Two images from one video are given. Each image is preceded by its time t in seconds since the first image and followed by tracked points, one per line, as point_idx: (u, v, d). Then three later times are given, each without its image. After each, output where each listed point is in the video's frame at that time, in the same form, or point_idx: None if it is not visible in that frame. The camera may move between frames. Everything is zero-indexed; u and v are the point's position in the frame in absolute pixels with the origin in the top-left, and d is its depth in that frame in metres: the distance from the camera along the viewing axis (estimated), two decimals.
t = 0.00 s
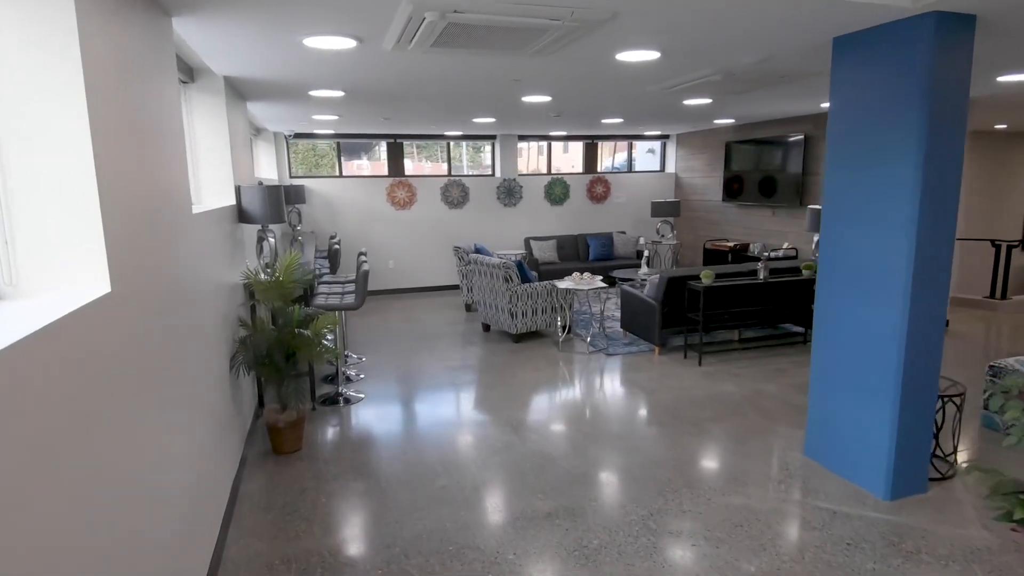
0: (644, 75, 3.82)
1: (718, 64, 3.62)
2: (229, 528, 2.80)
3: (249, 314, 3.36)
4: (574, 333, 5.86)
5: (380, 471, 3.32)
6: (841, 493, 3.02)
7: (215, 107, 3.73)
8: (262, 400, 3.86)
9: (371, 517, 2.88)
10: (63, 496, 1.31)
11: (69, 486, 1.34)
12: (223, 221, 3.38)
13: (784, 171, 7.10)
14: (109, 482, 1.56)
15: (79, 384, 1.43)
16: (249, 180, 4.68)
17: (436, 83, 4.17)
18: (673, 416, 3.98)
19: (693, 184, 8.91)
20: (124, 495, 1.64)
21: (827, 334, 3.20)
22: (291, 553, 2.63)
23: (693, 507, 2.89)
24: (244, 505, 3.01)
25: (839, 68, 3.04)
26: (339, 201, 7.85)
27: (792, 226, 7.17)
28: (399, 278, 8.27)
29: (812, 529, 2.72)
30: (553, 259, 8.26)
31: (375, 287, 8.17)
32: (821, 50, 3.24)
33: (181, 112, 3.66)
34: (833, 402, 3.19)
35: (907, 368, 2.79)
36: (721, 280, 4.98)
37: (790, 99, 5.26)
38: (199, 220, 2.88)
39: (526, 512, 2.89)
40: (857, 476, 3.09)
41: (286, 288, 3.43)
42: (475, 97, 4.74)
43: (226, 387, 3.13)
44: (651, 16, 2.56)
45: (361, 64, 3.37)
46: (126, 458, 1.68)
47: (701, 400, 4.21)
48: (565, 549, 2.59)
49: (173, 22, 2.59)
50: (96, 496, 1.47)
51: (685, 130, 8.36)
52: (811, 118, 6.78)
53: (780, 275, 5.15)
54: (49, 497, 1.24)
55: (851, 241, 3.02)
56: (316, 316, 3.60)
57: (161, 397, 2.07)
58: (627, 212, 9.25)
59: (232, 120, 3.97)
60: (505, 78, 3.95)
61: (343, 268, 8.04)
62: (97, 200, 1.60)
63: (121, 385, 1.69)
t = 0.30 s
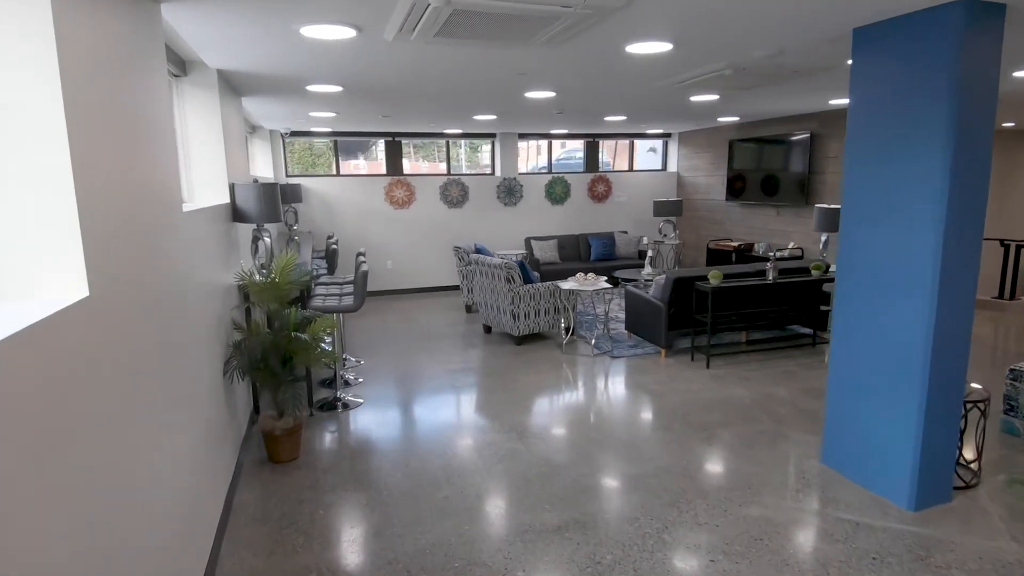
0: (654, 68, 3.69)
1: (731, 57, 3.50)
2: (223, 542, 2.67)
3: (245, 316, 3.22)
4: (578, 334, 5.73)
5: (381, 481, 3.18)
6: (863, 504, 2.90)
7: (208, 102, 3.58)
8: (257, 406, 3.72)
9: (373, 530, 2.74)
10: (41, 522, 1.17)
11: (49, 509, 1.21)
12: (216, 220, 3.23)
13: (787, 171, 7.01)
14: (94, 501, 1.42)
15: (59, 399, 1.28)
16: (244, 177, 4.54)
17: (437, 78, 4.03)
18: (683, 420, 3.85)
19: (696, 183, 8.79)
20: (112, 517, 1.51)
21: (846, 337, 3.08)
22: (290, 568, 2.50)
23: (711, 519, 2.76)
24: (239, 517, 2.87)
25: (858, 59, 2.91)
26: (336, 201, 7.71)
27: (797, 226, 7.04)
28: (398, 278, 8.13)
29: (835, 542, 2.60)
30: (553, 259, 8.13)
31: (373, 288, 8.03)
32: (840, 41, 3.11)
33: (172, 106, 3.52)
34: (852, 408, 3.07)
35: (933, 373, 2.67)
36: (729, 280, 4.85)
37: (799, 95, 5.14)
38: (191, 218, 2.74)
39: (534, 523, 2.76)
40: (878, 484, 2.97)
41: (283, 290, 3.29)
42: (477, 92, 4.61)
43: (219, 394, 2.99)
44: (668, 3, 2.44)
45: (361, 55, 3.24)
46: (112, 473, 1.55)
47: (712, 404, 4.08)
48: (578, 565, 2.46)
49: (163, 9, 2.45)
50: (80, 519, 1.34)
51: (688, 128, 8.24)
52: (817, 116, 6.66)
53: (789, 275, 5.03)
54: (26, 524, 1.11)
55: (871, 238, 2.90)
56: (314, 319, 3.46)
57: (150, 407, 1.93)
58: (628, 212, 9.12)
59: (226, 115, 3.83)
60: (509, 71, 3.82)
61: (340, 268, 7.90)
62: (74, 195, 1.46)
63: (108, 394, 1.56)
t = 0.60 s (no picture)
0: (662, 63, 3.55)
1: (742, 52, 3.36)
2: (210, 565, 2.51)
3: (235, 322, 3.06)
4: (579, 338, 5.58)
5: (376, 495, 3.02)
6: (886, 521, 2.76)
7: (196, 99, 3.43)
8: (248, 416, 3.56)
9: (369, 550, 2.59)
10: None
11: None
12: (203, 222, 3.08)
13: (790, 171, 6.89)
14: (51, 541, 1.27)
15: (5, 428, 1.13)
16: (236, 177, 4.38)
17: (435, 74, 3.88)
18: (692, 429, 3.70)
19: (697, 183, 8.66)
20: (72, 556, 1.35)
21: (867, 344, 2.94)
22: None
23: (726, 539, 2.61)
24: (228, 536, 2.71)
25: (881, 52, 2.77)
26: (332, 202, 7.55)
27: (802, 227, 6.90)
28: (395, 281, 7.97)
29: (858, 564, 2.46)
30: (553, 261, 7.99)
31: (370, 290, 7.88)
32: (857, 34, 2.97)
33: (157, 102, 3.37)
34: (872, 418, 2.93)
35: (961, 383, 2.53)
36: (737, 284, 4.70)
37: (807, 92, 5.00)
38: (175, 220, 2.59)
39: (540, 543, 2.60)
40: (900, 499, 2.83)
41: (275, 295, 3.13)
42: (477, 89, 4.46)
43: (206, 406, 2.83)
44: None
45: (355, 49, 3.09)
46: (74, 507, 1.39)
47: (721, 412, 3.93)
48: None
49: None
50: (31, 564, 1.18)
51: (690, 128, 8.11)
52: (823, 114, 6.53)
53: (798, 278, 4.88)
54: None
55: (894, 240, 2.76)
56: (307, 326, 3.31)
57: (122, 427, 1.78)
58: (629, 212, 8.98)
59: (215, 112, 3.67)
60: (511, 67, 3.68)
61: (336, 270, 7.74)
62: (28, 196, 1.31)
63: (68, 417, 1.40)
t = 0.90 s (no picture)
0: (670, 57, 3.40)
1: (755, 46, 3.21)
2: None
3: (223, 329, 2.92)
4: (581, 342, 5.43)
5: (373, 512, 2.88)
6: (910, 540, 2.62)
7: (182, 95, 3.27)
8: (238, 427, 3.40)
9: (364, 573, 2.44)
10: None
11: None
12: (189, 225, 2.94)
13: (795, 170, 6.76)
14: None
15: None
16: (226, 177, 4.23)
17: (432, 70, 3.73)
18: (702, 439, 3.57)
19: (699, 183, 8.52)
20: None
21: (889, 351, 2.80)
22: None
23: (743, 561, 2.47)
24: (215, 558, 2.56)
25: (904, 45, 2.63)
26: (327, 202, 7.39)
27: (807, 228, 6.77)
28: (392, 282, 7.82)
29: None
30: (553, 262, 7.85)
31: (367, 292, 7.72)
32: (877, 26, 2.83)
33: (141, 99, 3.21)
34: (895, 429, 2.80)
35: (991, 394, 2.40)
36: (744, 287, 4.56)
37: (816, 89, 4.86)
38: (157, 224, 2.44)
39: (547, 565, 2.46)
40: (926, 517, 2.69)
41: (266, 302, 2.99)
42: (476, 85, 4.32)
43: (193, 420, 2.68)
44: None
45: (349, 42, 2.94)
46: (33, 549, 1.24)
47: (730, 421, 3.79)
48: None
49: None
50: None
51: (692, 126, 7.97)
52: (829, 113, 6.40)
53: (807, 281, 4.75)
54: None
55: (915, 246, 2.64)
56: (300, 334, 3.16)
57: (95, 451, 1.64)
58: (630, 212, 8.84)
59: (203, 109, 3.52)
60: (512, 62, 3.54)
61: (332, 272, 7.59)
62: None
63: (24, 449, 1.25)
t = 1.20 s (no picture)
0: (683, 50, 3.26)
1: (773, 37, 3.07)
2: None
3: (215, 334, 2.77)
4: (586, 345, 5.28)
5: (373, 527, 2.73)
6: (941, 558, 2.49)
7: (173, 90, 3.12)
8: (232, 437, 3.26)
9: None
10: None
11: None
12: (179, 225, 2.78)
13: (802, 170, 6.63)
14: None
15: None
16: (220, 176, 4.08)
17: (434, 63, 3.59)
18: (715, 448, 3.43)
19: (703, 182, 8.39)
20: None
21: (918, 358, 2.67)
22: None
23: None
24: None
25: (932, 36, 2.50)
26: (325, 202, 7.25)
27: (815, 228, 6.64)
28: (391, 283, 7.68)
29: None
30: (556, 262, 7.71)
31: (366, 294, 7.58)
32: (903, 15, 2.69)
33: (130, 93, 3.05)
34: (924, 440, 2.67)
35: None
36: (757, 289, 4.42)
37: (828, 85, 4.73)
38: (143, 224, 2.30)
39: None
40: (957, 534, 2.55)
41: (261, 307, 2.84)
42: (479, 81, 4.18)
43: (182, 431, 2.53)
44: None
45: (348, 32, 2.80)
46: None
47: (744, 429, 3.65)
48: None
49: None
50: None
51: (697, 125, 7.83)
52: (838, 110, 6.27)
53: (819, 283, 4.61)
54: None
55: (948, 250, 2.50)
56: (296, 340, 3.02)
57: (68, 472, 1.49)
58: (633, 212, 8.70)
59: (195, 104, 3.37)
60: (517, 55, 3.40)
61: (330, 273, 7.44)
62: None
63: None
